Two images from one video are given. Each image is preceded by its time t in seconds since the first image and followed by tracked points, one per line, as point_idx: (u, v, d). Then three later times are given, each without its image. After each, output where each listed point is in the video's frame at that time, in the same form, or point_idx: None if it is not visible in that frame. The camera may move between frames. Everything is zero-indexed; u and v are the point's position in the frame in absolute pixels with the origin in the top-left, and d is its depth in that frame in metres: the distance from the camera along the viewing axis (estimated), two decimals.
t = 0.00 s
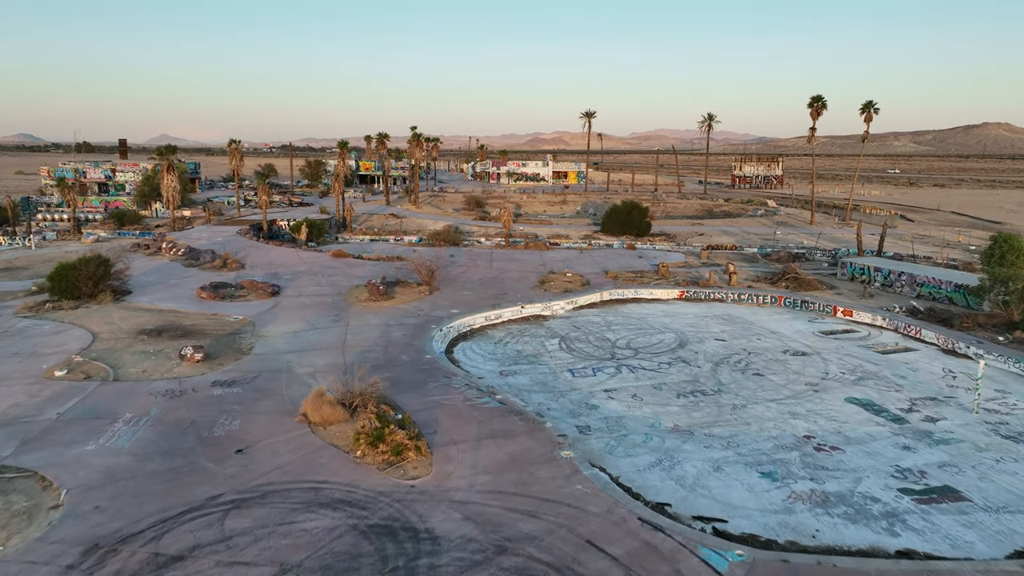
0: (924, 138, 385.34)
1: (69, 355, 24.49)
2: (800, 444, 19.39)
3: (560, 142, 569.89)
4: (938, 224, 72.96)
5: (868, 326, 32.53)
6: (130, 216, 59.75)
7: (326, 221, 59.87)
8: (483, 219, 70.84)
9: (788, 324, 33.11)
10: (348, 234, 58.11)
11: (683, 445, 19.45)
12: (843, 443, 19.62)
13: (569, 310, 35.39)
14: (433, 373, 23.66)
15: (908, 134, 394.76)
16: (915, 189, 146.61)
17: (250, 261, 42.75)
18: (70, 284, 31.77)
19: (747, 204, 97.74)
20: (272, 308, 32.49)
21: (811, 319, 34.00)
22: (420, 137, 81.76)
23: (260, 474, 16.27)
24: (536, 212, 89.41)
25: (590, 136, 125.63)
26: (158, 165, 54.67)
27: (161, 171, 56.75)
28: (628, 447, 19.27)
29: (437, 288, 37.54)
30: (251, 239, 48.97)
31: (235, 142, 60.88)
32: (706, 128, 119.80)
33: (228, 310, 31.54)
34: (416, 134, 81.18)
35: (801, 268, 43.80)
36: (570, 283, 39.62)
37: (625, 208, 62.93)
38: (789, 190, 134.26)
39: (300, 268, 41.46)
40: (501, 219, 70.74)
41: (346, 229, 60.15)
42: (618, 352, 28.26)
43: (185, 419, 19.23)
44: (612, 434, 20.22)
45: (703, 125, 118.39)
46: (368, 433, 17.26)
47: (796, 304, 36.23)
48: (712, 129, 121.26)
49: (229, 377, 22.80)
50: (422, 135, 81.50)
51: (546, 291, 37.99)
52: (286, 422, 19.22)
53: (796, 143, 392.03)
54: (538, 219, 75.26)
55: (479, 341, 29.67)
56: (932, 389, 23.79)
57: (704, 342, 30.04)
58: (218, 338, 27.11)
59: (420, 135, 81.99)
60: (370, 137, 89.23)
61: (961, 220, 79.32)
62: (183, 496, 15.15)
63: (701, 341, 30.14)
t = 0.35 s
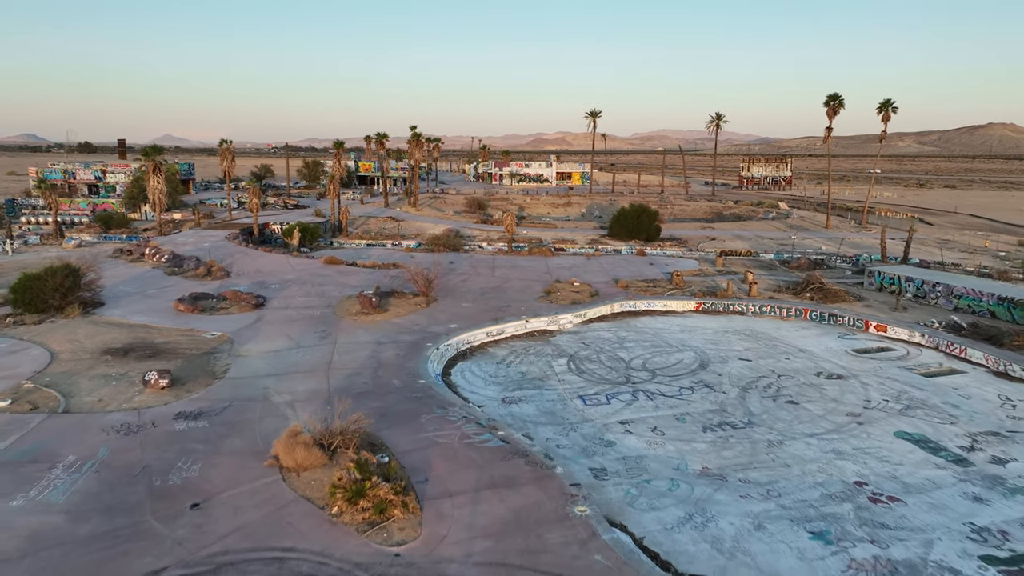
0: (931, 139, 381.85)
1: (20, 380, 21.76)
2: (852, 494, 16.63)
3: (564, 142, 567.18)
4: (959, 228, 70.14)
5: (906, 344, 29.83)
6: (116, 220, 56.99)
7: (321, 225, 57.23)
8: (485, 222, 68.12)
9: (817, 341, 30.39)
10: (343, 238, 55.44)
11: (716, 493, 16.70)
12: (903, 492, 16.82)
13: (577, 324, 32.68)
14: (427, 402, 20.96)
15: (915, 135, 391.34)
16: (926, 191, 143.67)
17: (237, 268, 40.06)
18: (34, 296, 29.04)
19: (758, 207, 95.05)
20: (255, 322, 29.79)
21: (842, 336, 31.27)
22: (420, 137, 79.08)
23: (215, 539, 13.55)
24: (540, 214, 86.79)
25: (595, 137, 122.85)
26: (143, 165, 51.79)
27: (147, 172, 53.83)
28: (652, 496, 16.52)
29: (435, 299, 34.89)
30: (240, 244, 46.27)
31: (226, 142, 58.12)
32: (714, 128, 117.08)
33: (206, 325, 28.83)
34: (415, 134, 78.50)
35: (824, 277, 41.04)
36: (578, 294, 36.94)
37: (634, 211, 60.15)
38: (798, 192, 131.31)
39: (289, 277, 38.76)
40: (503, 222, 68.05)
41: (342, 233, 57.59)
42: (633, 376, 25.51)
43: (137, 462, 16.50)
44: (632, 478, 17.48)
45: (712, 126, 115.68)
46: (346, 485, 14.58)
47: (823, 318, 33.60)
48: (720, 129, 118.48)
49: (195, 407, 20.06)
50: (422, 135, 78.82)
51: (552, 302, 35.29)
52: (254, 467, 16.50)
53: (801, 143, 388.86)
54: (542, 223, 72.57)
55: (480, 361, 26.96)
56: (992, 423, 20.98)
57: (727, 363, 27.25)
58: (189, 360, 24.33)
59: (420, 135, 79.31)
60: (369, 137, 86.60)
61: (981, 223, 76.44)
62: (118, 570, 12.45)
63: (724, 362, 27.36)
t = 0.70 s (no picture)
0: (949, 139, 375.34)
1: None
2: (935, 566, 13.81)
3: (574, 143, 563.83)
4: (992, 232, 66.80)
5: (961, 367, 26.93)
6: (112, 222, 54.61)
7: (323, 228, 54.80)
8: (495, 226, 65.45)
9: (861, 363, 27.52)
10: (346, 243, 52.95)
11: (770, 562, 13.93)
12: (997, 563, 13.97)
13: (594, 342, 29.98)
14: (426, 439, 18.32)
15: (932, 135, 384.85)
16: (949, 193, 139.57)
17: (229, 276, 37.54)
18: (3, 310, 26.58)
19: (777, 210, 91.86)
20: (243, 339, 27.25)
21: (887, 356, 28.37)
22: (427, 137, 76.54)
23: None
24: (551, 217, 84.14)
25: (607, 137, 119.91)
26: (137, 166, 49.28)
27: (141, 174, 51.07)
28: (693, 565, 13.79)
29: (440, 312, 32.32)
30: (236, 249, 43.82)
31: (225, 142, 55.66)
32: (731, 128, 113.94)
33: (189, 342, 26.30)
34: (423, 133, 75.96)
35: (859, 287, 38.11)
36: (595, 306, 34.25)
37: (651, 215, 57.26)
38: (816, 194, 127.65)
39: (284, 286, 36.26)
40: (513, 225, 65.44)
41: (345, 237, 55.20)
42: (660, 404, 22.76)
43: (81, 520, 13.93)
44: (668, 539, 14.75)
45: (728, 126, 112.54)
46: (322, 556, 11.88)
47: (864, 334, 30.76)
48: (737, 129, 115.31)
49: (161, 445, 17.50)
50: (430, 135, 76.27)
51: (566, 316, 32.57)
52: (218, 527, 13.88)
53: (815, 143, 383.59)
54: (554, 226, 69.80)
55: (488, 385, 24.31)
56: None
57: (764, 389, 24.43)
58: (164, 385, 21.76)
59: (427, 135, 76.76)
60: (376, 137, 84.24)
61: (1014, 227, 72.92)
62: None
63: (760, 388, 24.54)
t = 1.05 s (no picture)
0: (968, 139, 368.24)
1: None
2: None
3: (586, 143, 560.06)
4: None
5: None
6: (109, 225, 52.26)
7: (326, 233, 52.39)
8: (506, 229, 62.80)
9: (916, 389, 24.56)
10: (350, 248, 50.50)
11: None
12: None
13: (615, 363, 27.23)
14: (426, 489, 15.65)
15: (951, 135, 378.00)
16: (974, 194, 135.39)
17: (222, 284, 35.08)
18: None
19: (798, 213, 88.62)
20: (229, 358, 24.70)
21: (944, 381, 25.40)
22: (436, 137, 74.01)
23: None
24: (564, 220, 81.49)
25: (621, 137, 116.90)
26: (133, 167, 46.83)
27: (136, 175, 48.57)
28: None
29: (447, 327, 29.71)
30: (232, 254, 41.42)
31: (225, 142, 53.55)
32: (749, 128, 110.74)
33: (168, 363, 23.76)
34: (431, 133, 73.45)
35: (902, 299, 35.08)
36: (615, 320, 31.50)
37: (671, 220, 54.39)
38: (837, 196, 123.85)
39: (280, 296, 33.77)
40: (525, 229, 62.80)
41: (349, 242, 52.85)
42: (694, 441, 19.95)
43: None
44: None
45: (746, 126, 109.36)
46: None
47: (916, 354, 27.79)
48: (755, 129, 112.05)
49: (116, 495, 14.94)
50: (439, 135, 73.75)
51: (584, 333, 29.85)
52: None
53: (831, 143, 377.73)
54: (567, 230, 67.03)
55: (499, 415, 21.62)
56: None
57: (811, 422, 21.55)
58: (133, 417, 19.21)
59: (436, 135, 74.22)
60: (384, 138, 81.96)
61: None
62: None
63: (807, 421, 21.66)
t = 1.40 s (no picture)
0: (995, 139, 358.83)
1: None
2: None
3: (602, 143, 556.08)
4: None
5: None
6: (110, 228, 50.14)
7: (334, 237, 50.05)
8: (521, 234, 60.07)
9: (992, 424, 21.50)
10: (358, 254, 48.08)
11: None
12: None
13: (643, 389, 24.43)
14: (427, 558, 13.03)
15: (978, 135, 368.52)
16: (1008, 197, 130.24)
17: (218, 294, 32.73)
18: None
19: (826, 217, 84.91)
20: (216, 381, 22.29)
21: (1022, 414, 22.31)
22: (449, 137, 71.50)
23: None
24: (581, 223, 78.63)
25: (640, 137, 113.64)
26: (132, 168, 44.44)
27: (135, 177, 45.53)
28: None
29: (457, 344, 27.15)
30: (232, 261, 39.13)
31: (229, 142, 51.52)
32: (773, 128, 106.98)
33: (148, 386, 21.40)
34: (445, 133, 70.96)
35: (960, 315, 31.86)
36: (642, 338, 28.75)
37: (696, 225, 51.36)
38: (865, 198, 119.54)
39: (279, 308, 31.36)
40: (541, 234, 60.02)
41: (358, 246, 50.54)
42: (741, 490, 17.11)
43: None
44: None
45: (771, 125, 105.57)
46: None
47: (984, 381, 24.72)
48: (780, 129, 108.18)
49: (56, 564, 12.48)
50: (453, 135, 71.23)
51: (608, 353, 27.07)
52: None
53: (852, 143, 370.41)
54: (585, 234, 64.17)
55: (514, 453, 18.95)
56: None
57: (875, 466, 18.61)
58: (95, 456, 16.77)
59: (449, 134, 71.71)
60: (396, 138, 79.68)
61: None
62: None
63: (871, 465, 18.69)
